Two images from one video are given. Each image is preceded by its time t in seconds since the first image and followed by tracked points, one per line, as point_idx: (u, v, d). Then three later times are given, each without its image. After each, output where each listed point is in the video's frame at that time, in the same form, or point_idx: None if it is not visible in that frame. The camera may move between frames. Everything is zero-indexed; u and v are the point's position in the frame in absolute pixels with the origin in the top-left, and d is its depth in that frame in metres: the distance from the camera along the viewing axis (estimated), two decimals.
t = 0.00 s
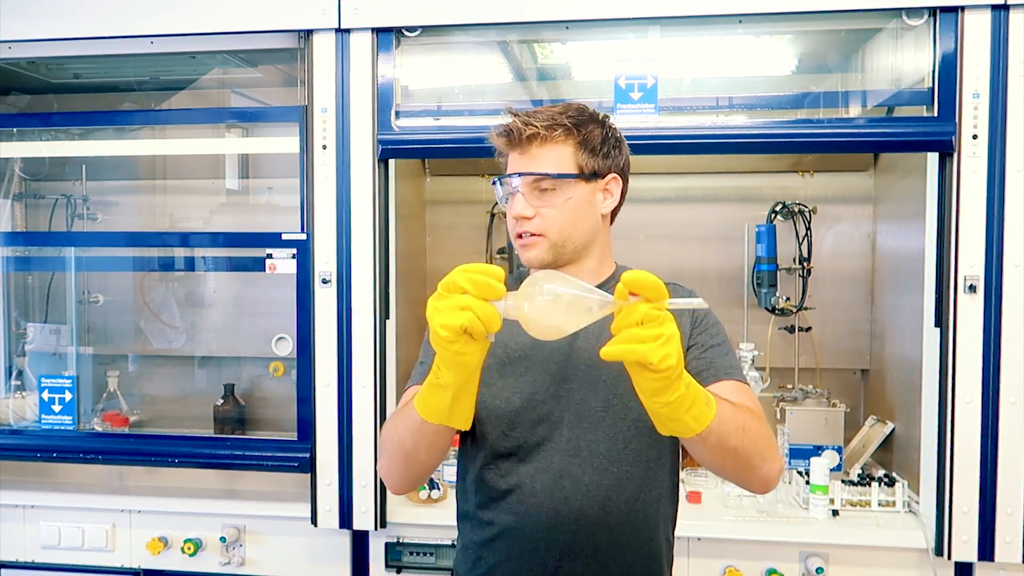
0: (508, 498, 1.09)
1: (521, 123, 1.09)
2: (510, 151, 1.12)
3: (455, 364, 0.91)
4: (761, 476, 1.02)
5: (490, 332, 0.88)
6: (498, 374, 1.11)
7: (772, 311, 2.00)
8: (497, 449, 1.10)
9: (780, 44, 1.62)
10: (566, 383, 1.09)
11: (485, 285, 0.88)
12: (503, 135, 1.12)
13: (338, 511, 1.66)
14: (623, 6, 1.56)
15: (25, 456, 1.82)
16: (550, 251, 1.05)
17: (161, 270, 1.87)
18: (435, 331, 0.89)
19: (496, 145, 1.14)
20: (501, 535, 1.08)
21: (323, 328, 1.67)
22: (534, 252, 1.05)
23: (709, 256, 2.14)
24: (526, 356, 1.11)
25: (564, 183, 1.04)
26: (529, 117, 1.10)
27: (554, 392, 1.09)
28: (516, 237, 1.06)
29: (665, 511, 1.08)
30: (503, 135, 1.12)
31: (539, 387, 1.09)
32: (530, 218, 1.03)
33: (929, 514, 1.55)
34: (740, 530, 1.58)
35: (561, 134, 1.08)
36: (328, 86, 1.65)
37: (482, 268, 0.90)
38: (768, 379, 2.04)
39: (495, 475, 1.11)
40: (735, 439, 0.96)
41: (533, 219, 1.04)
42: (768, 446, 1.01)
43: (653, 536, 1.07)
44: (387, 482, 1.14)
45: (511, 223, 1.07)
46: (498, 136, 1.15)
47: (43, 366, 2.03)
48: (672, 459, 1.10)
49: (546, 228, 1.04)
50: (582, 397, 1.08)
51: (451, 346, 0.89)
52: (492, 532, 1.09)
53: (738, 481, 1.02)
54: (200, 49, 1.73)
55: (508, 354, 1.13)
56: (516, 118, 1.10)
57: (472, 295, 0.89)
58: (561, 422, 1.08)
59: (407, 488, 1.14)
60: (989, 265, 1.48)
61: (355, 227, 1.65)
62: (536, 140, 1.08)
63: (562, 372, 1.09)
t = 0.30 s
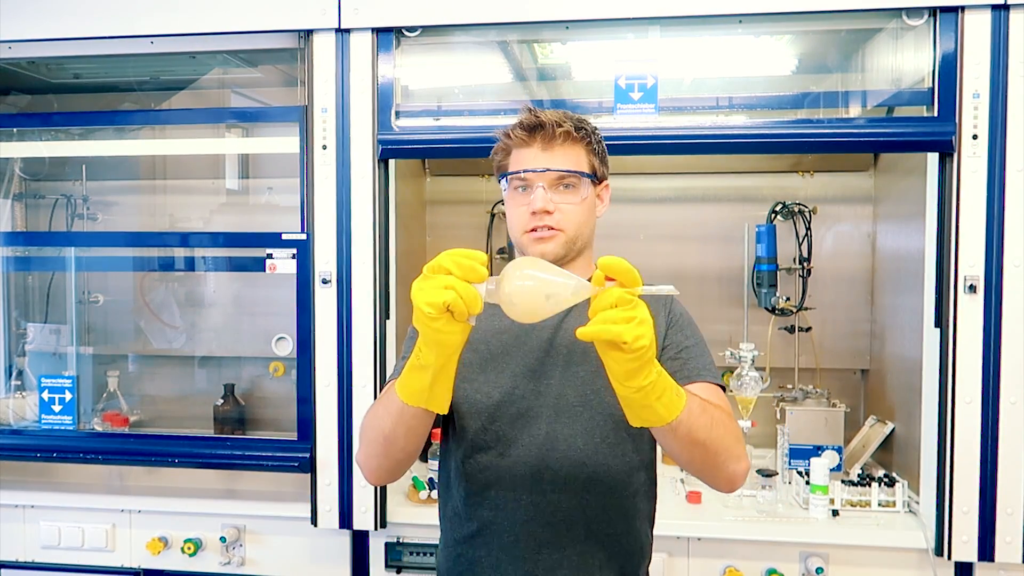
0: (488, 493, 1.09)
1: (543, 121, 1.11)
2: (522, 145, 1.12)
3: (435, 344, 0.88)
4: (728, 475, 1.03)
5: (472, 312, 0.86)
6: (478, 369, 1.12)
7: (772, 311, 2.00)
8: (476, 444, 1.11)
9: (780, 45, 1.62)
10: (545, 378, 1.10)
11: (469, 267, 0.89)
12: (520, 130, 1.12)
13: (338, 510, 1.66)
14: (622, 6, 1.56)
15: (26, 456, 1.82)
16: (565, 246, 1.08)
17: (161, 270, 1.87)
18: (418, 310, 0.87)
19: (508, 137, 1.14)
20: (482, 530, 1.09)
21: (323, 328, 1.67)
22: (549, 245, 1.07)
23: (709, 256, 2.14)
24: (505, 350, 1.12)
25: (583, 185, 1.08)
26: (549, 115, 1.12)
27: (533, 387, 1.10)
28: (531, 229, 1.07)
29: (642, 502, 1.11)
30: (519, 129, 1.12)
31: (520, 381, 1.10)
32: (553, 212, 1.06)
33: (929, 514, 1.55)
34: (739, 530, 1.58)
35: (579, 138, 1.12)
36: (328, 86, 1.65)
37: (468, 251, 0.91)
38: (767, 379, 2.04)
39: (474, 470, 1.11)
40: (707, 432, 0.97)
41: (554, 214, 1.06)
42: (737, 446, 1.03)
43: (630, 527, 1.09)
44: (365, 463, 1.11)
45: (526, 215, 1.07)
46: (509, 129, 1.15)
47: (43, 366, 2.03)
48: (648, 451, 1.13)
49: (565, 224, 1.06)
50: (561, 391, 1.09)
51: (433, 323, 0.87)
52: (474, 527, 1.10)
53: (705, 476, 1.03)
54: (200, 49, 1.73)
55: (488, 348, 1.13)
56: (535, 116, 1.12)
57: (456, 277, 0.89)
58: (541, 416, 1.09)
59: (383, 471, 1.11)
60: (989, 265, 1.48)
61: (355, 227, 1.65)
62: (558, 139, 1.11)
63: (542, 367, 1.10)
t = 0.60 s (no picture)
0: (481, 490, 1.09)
1: (538, 122, 1.11)
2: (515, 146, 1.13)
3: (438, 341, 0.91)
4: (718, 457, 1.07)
5: (473, 310, 0.89)
6: (468, 367, 1.12)
7: (772, 311, 2.00)
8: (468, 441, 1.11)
9: (779, 45, 1.62)
10: (536, 374, 1.11)
11: (470, 267, 0.89)
12: (514, 131, 1.12)
13: (338, 510, 1.66)
14: (622, 6, 1.56)
15: (25, 456, 1.82)
16: (554, 247, 1.08)
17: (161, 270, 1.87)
18: (420, 312, 0.88)
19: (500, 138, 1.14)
20: (475, 527, 1.09)
21: (323, 328, 1.67)
22: (538, 245, 1.07)
23: (709, 256, 2.14)
24: (496, 348, 1.13)
25: (573, 188, 1.09)
26: (542, 118, 1.12)
27: (524, 383, 1.10)
28: (521, 228, 1.07)
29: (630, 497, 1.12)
30: (513, 130, 1.13)
31: (511, 378, 1.10)
32: (544, 213, 1.06)
33: (929, 514, 1.55)
34: (740, 530, 1.58)
35: (571, 142, 1.13)
36: (328, 86, 1.65)
37: (466, 250, 0.91)
38: (767, 379, 2.05)
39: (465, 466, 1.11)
40: (700, 418, 1.00)
41: (545, 214, 1.06)
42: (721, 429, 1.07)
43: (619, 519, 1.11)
44: (361, 459, 1.11)
45: (517, 215, 1.07)
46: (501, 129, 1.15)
47: (43, 366, 2.03)
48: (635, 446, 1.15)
49: (555, 225, 1.07)
50: (552, 387, 1.10)
51: (435, 326, 0.88)
52: (466, 525, 1.09)
53: (696, 462, 1.06)
54: (200, 49, 1.73)
55: (478, 345, 1.13)
56: (529, 118, 1.13)
57: (456, 277, 0.89)
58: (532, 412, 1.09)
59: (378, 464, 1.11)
60: (989, 265, 1.48)
61: (355, 226, 1.65)
62: (551, 141, 1.11)
63: (532, 364, 1.11)
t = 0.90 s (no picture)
0: (477, 488, 1.09)
1: (538, 127, 1.11)
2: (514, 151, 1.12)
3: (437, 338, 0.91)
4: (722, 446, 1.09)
5: (473, 307, 0.89)
6: (463, 367, 1.11)
7: (772, 311, 2.00)
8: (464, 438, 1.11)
9: (779, 44, 1.62)
10: (530, 373, 1.11)
11: (469, 263, 0.91)
12: (513, 135, 1.11)
13: (338, 510, 1.66)
14: (622, 6, 1.57)
15: (25, 455, 1.82)
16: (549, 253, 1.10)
17: (161, 270, 1.87)
18: (419, 306, 0.88)
19: (498, 140, 1.13)
20: (472, 524, 1.09)
21: (323, 328, 1.67)
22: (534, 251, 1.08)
23: (709, 256, 2.14)
24: (489, 347, 1.13)
25: (570, 196, 1.10)
26: (541, 122, 1.12)
27: (519, 382, 1.10)
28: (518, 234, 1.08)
29: (624, 494, 1.13)
30: (512, 134, 1.12)
31: (506, 378, 1.10)
32: (542, 220, 1.07)
33: (929, 514, 1.55)
34: (739, 530, 1.58)
35: (568, 149, 1.13)
36: (328, 86, 1.65)
37: (465, 247, 0.93)
38: (768, 379, 2.05)
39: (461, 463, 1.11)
40: (701, 404, 1.02)
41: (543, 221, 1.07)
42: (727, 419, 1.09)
43: (613, 518, 1.12)
44: (348, 453, 1.10)
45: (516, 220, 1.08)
46: (499, 131, 1.13)
47: (43, 366, 2.03)
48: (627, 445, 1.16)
49: (551, 232, 1.08)
50: (546, 386, 1.10)
51: (435, 322, 0.88)
52: (462, 521, 1.09)
53: (703, 453, 1.08)
54: (200, 49, 1.73)
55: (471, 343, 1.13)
56: (528, 122, 1.12)
57: (456, 273, 0.91)
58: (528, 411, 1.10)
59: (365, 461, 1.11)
60: (989, 265, 1.48)
61: (355, 226, 1.65)
62: (550, 148, 1.11)
63: (526, 363, 1.12)
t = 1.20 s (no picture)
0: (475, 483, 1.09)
1: (530, 122, 1.10)
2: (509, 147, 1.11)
3: (436, 261, 0.90)
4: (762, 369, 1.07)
5: (475, 233, 0.89)
6: (460, 362, 1.11)
7: (772, 311, 2.00)
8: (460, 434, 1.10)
9: (779, 45, 1.62)
10: (526, 368, 1.11)
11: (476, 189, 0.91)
12: (509, 132, 1.11)
13: (338, 510, 1.66)
14: (622, 6, 1.56)
15: (25, 455, 1.82)
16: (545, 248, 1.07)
17: (161, 270, 1.87)
18: (424, 226, 0.88)
19: (494, 138, 1.12)
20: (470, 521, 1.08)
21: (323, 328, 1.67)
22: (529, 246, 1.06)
23: (709, 256, 2.14)
24: (486, 341, 1.12)
25: (564, 189, 1.09)
26: (536, 118, 1.11)
27: (515, 376, 1.10)
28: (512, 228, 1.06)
29: (620, 487, 1.13)
30: (507, 132, 1.11)
31: (502, 372, 1.10)
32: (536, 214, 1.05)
33: (929, 514, 1.55)
34: (739, 530, 1.58)
35: (563, 145, 1.12)
36: (328, 86, 1.65)
37: (474, 173, 0.92)
38: (768, 379, 2.05)
39: (458, 461, 1.11)
40: (719, 319, 1.00)
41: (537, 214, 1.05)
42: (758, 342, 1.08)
43: (611, 509, 1.12)
44: (293, 359, 1.00)
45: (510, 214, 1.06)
46: (495, 129, 1.13)
47: (43, 366, 2.03)
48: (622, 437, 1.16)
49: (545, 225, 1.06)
50: (542, 380, 1.10)
51: (437, 244, 0.88)
52: (462, 518, 1.09)
53: (749, 367, 1.04)
54: (200, 49, 1.73)
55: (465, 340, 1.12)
56: (523, 118, 1.11)
57: (461, 196, 0.91)
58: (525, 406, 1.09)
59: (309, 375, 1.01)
60: (989, 265, 1.48)
61: (355, 226, 1.65)
62: (544, 142, 1.10)
63: (523, 357, 1.11)
